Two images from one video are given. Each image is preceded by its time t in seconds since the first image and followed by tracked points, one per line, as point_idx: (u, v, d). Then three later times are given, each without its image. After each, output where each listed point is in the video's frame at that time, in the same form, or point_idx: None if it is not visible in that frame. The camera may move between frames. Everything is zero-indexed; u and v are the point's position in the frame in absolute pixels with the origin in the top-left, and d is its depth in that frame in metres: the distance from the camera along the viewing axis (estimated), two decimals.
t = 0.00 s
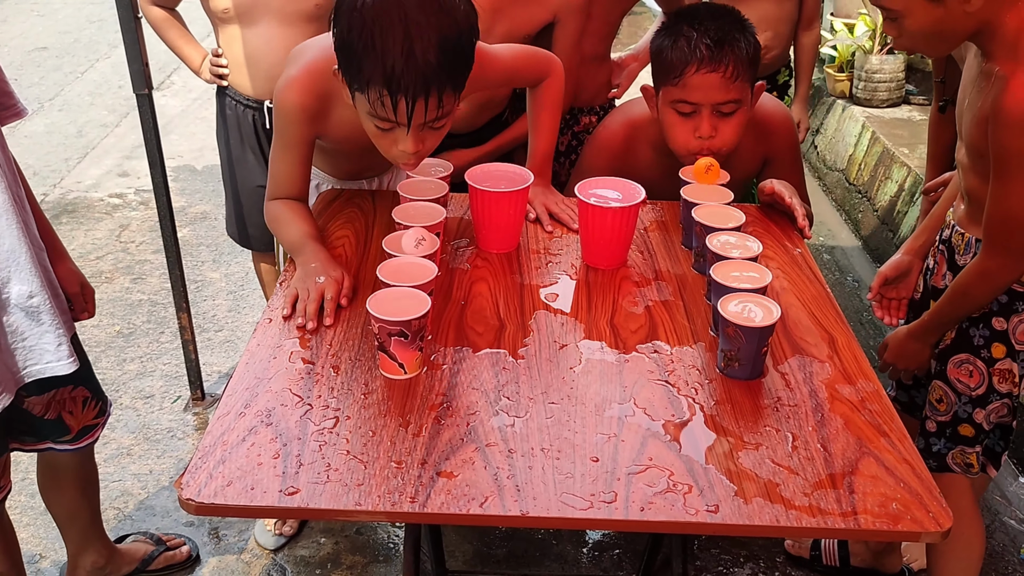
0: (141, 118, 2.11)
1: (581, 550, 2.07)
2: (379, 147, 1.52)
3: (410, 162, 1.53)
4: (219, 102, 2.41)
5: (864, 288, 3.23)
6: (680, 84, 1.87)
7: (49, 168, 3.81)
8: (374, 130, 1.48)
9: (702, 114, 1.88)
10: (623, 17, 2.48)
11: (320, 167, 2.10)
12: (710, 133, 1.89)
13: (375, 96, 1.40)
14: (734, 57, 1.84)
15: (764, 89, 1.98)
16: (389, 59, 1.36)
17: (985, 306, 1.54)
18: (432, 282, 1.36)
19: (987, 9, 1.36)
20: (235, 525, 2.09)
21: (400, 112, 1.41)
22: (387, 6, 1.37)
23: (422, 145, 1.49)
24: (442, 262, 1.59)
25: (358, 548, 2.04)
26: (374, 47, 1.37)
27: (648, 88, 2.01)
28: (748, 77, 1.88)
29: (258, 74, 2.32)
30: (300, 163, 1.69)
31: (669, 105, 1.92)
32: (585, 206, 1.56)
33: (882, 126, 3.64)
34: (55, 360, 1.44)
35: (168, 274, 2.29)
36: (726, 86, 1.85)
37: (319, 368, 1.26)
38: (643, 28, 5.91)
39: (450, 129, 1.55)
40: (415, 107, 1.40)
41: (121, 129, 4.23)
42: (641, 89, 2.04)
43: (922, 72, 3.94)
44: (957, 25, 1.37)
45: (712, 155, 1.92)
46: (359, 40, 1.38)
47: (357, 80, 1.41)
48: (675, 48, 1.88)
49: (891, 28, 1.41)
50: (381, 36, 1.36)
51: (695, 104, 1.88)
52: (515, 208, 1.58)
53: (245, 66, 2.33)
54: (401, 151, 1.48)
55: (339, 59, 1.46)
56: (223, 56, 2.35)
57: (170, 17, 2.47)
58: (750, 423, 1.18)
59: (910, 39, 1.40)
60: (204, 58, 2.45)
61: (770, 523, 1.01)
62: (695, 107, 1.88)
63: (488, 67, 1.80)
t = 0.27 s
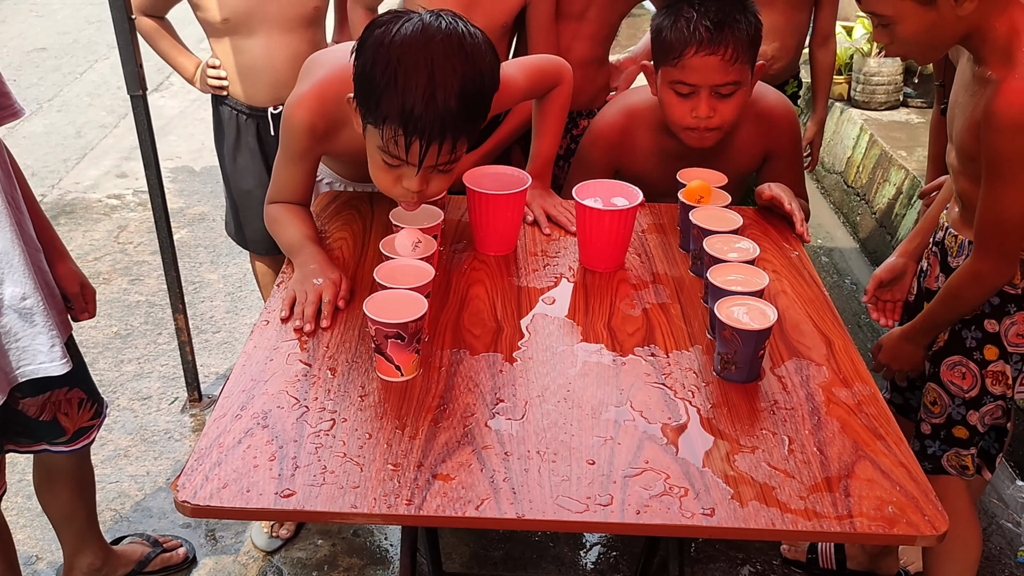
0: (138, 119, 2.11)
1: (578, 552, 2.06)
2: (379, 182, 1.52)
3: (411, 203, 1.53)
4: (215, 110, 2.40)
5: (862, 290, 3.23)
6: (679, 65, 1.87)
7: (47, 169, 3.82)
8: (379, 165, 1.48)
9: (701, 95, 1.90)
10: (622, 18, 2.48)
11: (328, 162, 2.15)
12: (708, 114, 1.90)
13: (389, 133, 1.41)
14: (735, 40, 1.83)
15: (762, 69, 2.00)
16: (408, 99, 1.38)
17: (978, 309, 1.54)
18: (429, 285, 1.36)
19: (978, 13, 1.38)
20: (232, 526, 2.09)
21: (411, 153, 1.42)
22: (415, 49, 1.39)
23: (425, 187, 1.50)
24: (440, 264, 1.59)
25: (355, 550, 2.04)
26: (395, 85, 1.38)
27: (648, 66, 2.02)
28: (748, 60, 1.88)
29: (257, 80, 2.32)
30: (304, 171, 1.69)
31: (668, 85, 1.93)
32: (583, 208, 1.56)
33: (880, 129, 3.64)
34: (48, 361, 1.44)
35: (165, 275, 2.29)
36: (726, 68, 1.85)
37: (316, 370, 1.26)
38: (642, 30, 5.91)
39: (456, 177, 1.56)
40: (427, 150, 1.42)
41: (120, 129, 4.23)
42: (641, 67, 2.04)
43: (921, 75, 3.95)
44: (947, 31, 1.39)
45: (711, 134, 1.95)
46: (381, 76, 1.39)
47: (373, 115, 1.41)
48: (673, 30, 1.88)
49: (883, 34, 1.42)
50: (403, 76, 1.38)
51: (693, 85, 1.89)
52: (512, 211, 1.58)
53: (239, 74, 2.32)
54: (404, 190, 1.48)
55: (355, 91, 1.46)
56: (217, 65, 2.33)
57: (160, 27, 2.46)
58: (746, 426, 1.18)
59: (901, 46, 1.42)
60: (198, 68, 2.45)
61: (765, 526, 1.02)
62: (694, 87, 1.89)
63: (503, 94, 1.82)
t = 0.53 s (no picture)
0: (137, 120, 2.11)
1: (577, 554, 2.06)
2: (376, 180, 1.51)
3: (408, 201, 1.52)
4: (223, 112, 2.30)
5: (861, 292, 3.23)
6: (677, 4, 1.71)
7: (47, 169, 3.82)
8: (376, 163, 1.48)
9: (701, 32, 1.75)
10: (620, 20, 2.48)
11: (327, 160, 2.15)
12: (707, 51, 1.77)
13: (387, 132, 1.40)
14: None
15: None
16: (407, 98, 1.38)
17: (983, 307, 1.54)
18: (427, 286, 1.36)
19: (977, 15, 1.37)
20: (231, 528, 2.09)
21: (409, 151, 1.41)
22: (415, 48, 1.39)
23: (422, 186, 1.49)
24: (438, 265, 1.59)
25: (354, 551, 2.04)
26: (395, 84, 1.38)
27: None
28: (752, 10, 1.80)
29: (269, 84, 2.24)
30: (304, 172, 1.70)
31: (665, 19, 1.78)
32: (581, 209, 1.55)
33: (880, 131, 3.64)
34: (41, 363, 1.43)
35: (164, 276, 2.29)
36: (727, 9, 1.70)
37: (314, 372, 1.26)
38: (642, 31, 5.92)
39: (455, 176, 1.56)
40: (425, 150, 1.41)
41: (119, 130, 4.23)
42: None
43: (920, 76, 3.95)
44: (945, 30, 1.37)
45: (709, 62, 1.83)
46: (380, 74, 1.40)
47: (371, 112, 1.41)
48: None
49: (878, 28, 1.40)
50: (403, 75, 1.38)
51: (691, 23, 1.74)
52: (512, 212, 1.58)
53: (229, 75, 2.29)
54: (401, 188, 1.48)
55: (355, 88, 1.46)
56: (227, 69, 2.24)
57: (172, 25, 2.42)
58: (744, 428, 1.18)
59: (896, 41, 1.40)
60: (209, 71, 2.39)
61: (764, 528, 1.01)
62: (692, 25, 1.74)
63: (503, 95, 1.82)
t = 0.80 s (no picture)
0: (137, 120, 2.11)
1: (578, 556, 2.06)
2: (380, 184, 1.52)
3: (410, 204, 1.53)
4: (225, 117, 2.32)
5: (862, 294, 3.23)
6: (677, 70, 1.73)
7: (47, 170, 3.82)
8: (378, 169, 1.48)
9: (702, 95, 1.76)
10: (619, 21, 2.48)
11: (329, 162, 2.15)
12: (709, 114, 1.78)
13: (386, 139, 1.41)
14: (736, 46, 1.69)
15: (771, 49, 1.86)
16: (406, 104, 1.38)
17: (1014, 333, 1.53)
18: (428, 288, 1.36)
19: None
20: (232, 529, 2.09)
21: (409, 157, 1.42)
22: (412, 54, 1.39)
23: (423, 190, 1.50)
24: (439, 268, 1.59)
25: (355, 553, 2.04)
26: (392, 91, 1.38)
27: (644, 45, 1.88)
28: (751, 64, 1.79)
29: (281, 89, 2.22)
30: (306, 173, 1.70)
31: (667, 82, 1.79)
32: (583, 212, 1.55)
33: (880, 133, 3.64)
34: (42, 363, 1.43)
35: (165, 278, 2.29)
36: (728, 76, 1.72)
37: (315, 374, 1.26)
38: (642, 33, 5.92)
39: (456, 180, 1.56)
40: (425, 155, 1.42)
41: (120, 132, 4.23)
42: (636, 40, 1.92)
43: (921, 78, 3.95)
44: (1001, 29, 1.40)
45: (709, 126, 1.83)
46: (378, 81, 1.40)
47: (370, 119, 1.41)
48: (671, 28, 1.72)
49: (936, 21, 1.44)
50: (400, 82, 1.38)
51: (691, 90, 1.76)
52: (513, 214, 1.58)
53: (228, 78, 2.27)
54: (403, 192, 1.48)
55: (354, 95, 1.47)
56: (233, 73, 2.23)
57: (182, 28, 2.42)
58: (746, 431, 1.18)
59: (952, 36, 1.43)
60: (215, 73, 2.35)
61: (765, 531, 1.01)
62: (692, 91, 1.76)
63: (503, 99, 1.83)
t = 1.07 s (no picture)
0: (138, 122, 2.11)
1: (578, 558, 2.06)
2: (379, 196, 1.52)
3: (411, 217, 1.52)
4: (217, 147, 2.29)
5: (862, 296, 3.23)
6: (686, 89, 1.87)
7: (48, 172, 3.82)
8: (378, 178, 1.48)
9: (708, 120, 1.88)
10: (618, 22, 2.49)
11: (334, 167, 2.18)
12: (716, 140, 1.89)
13: (387, 148, 1.41)
14: (744, 64, 1.85)
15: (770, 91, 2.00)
16: (407, 113, 1.38)
17: None
18: (428, 290, 1.36)
19: None
20: (232, 531, 2.09)
21: (409, 167, 1.42)
22: (414, 63, 1.40)
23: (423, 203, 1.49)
24: (439, 270, 1.59)
25: (355, 555, 2.04)
26: (394, 100, 1.39)
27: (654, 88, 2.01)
28: (756, 84, 1.90)
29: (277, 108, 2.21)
30: (306, 176, 1.70)
31: (674, 109, 1.92)
32: (582, 214, 1.56)
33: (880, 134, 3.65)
34: (44, 366, 1.43)
35: (166, 279, 2.29)
36: (735, 93, 1.86)
37: (316, 375, 1.26)
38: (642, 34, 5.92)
39: (456, 189, 1.56)
40: (425, 165, 1.42)
41: (121, 133, 4.23)
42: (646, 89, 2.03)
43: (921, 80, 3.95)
44: None
45: (716, 163, 1.93)
46: (379, 90, 1.40)
47: (372, 129, 1.42)
48: (682, 50, 1.88)
49: (985, 23, 1.55)
50: (402, 91, 1.39)
51: (701, 111, 1.88)
52: (512, 216, 1.58)
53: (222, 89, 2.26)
54: (403, 204, 1.48)
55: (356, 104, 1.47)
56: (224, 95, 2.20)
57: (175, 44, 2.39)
58: (745, 432, 1.18)
59: (1001, 39, 1.54)
60: (203, 93, 2.33)
61: (765, 532, 1.02)
62: (701, 113, 1.88)
63: (506, 108, 1.84)
